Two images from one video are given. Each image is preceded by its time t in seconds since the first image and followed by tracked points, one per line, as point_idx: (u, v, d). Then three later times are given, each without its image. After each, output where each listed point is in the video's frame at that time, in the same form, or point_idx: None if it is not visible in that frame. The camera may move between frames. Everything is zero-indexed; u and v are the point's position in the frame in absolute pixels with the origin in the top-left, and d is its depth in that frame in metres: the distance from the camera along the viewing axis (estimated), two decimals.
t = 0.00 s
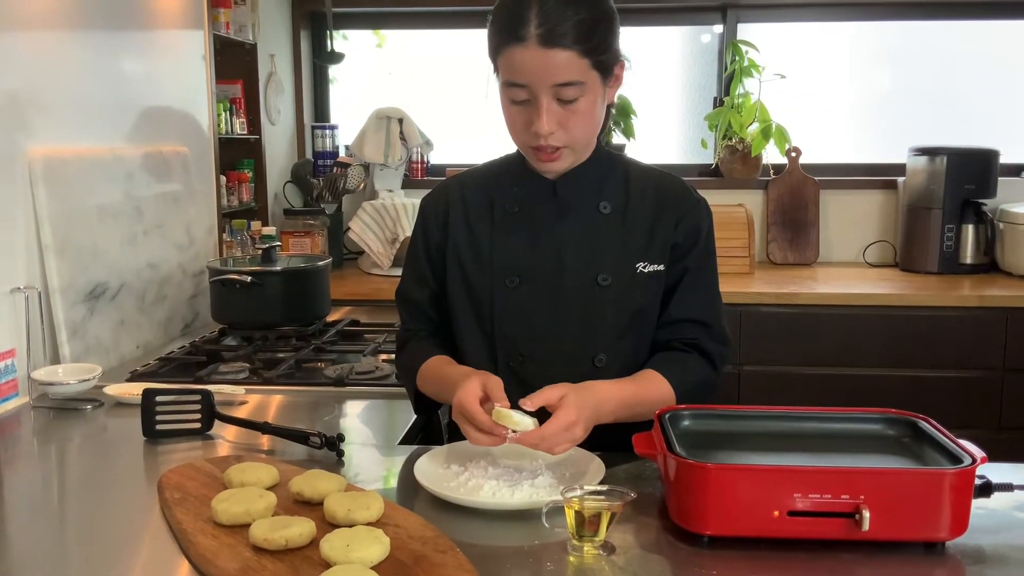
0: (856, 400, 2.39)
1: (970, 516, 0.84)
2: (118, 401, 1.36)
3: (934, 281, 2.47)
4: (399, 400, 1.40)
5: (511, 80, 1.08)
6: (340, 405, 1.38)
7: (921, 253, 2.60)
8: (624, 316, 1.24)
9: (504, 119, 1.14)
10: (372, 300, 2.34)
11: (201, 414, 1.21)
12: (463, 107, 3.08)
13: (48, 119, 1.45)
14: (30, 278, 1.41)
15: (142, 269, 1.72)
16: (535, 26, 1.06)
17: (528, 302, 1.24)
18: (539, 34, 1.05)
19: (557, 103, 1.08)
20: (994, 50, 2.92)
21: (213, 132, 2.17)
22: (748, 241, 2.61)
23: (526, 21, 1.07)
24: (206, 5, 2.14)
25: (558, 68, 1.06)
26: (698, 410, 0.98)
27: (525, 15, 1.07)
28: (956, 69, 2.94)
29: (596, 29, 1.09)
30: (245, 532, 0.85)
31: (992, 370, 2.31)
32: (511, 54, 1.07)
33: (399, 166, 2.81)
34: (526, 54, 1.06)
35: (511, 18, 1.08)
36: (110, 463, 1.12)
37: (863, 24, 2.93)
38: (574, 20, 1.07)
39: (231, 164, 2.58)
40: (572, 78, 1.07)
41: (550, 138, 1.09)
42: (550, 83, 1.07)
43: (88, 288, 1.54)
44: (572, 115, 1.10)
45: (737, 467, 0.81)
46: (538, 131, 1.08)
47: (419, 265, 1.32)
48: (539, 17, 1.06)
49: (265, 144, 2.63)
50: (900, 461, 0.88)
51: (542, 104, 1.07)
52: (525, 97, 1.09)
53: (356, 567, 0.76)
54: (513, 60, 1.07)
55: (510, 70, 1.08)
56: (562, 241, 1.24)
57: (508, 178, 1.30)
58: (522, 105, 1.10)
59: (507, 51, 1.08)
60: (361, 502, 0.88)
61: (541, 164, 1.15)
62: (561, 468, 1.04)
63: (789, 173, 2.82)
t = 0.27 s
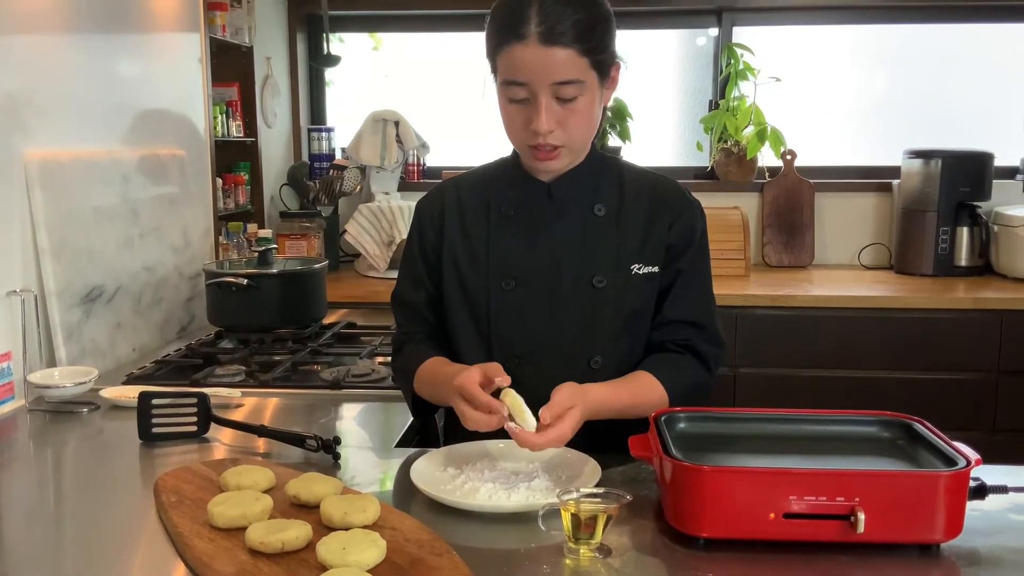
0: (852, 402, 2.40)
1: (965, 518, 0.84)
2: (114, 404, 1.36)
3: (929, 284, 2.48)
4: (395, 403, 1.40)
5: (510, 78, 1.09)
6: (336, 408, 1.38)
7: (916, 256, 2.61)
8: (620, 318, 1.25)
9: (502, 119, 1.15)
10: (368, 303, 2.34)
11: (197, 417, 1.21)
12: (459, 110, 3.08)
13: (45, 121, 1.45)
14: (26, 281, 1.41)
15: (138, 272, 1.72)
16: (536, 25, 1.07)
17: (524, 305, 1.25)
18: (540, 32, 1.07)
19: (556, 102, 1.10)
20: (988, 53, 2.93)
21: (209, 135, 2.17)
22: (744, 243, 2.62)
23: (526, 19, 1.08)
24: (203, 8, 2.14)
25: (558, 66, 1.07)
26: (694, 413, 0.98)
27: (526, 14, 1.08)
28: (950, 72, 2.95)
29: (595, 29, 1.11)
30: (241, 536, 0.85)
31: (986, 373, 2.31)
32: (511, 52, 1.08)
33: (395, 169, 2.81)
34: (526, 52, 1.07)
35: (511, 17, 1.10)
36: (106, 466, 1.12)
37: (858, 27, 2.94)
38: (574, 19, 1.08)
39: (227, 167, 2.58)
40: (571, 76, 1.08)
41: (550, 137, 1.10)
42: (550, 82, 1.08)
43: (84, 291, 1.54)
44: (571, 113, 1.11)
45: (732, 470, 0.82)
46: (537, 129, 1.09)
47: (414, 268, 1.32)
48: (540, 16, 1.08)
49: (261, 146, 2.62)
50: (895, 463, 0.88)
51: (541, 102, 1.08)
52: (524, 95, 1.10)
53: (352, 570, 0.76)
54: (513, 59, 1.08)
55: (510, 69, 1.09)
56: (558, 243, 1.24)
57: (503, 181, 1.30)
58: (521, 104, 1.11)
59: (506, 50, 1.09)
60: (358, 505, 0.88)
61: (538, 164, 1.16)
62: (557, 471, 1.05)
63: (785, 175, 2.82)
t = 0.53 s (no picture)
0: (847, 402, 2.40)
1: (958, 518, 0.85)
2: (108, 407, 1.35)
3: (923, 284, 2.49)
4: (389, 404, 1.41)
5: (511, 75, 1.10)
6: (331, 409, 1.38)
7: (909, 256, 2.62)
8: (612, 317, 1.25)
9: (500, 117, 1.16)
10: (362, 305, 2.34)
11: (191, 419, 1.20)
12: (454, 111, 3.08)
13: (39, 124, 1.45)
14: (19, 283, 1.41)
15: (131, 274, 1.72)
16: (537, 20, 1.08)
17: (518, 306, 1.25)
18: (541, 27, 1.08)
19: (556, 98, 1.10)
20: (981, 54, 2.94)
21: (203, 136, 2.17)
22: (738, 243, 2.63)
23: (527, 15, 1.09)
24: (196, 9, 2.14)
25: (559, 61, 1.08)
26: (688, 413, 0.98)
27: (526, 10, 1.09)
28: (943, 72, 2.96)
29: (595, 26, 1.12)
30: (235, 538, 0.85)
31: (981, 372, 2.32)
32: (511, 48, 1.09)
33: (390, 170, 2.80)
34: (527, 47, 1.08)
35: (511, 13, 1.11)
36: (100, 468, 1.12)
37: (851, 28, 2.95)
38: (573, 16, 1.10)
39: (222, 169, 2.57)
40: (571, 72, 1.09)
41: (549, 133, 1.11)
42: (550, 78, 1.09)
43: (78, 293, 1.53)
44: (570, 110, 1.12)
45: (727, 470, 0.82)
46: (537, 125, 1.09)
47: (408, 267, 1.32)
48: (540, 12, 1.09)
49: (256, 148, 2.62)
50: (888, 462, 0.89)
51: (541, 98, 1.09)
52: (524, 91, 1.11)
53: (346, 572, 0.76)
54: (513, 54, 1.09)
55: (510, 65, 1.10)
56: (552, 244, 1.25)
57: (497, 181, 1.30)
58: (520, 100, 1.11)
59: (506, 45, 1.10)
60: (352, 506, 0.88)
61: (536, 163, 1.16)
62: (551, 472, 1.05)
63: (780, 175, 2.83)
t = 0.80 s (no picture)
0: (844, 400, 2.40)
1: (954, 514, 0.85)
2: (105, 408, 1.35)
3: (919, 281, 2.49)
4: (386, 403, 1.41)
5: (509, 71, 1.10)
6: (329, 409, 1.38)
7: (906, 253, 2.62)
8: (610, 315, 1.25)
9: (498, 114, 1.16)
10: (360, 304, 2.34)
11: (188, 419, 1.20)
12: (450, 110, 3.08)
13: (34, 125, 1.44)
14: (15, 284, 1.40)
15: (128, 275, 1.71)
16: (536, 17, 1.08)
17: (516, 304, 1.25)
18: (540, 24, 1.08)
19: (554, 96, 1.11)
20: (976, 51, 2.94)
21: (199, 136, 2.16)
22: (735, 241, 2.63)
23: (526, 12, 1.09)
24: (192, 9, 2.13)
25: (557, 58, 1.08)
26: (685, 411, 0.98)
27: (526, 7, 1.09)
28: (939, 70, 2.96)
29: (593, 24, 1.12)
30: (232, 538, 0.85)
31: (977, 369, 2.32)
32: (510, 44, 1.09)
33: (387, 169, 2.80)
34: (526, 43, 1.08)
35: (511, 10, 1.11)
36: (97, 469, 1.12)
37: (846, 26, 2.95)
38: (573, 13, 1.10)
39: (218, 169, 2.57)
40: (569, 70, 1.09)
41: (547, 130, 1.11)
42: (549, 75, 1.09)
43: (74, 294, 1.53)
44: (568, 108, 1.12)
45: (724, 468, 0.82)
46: (535, 122, 1.10)
47: (405, 264, 1.31)
48: (539, 9, 1.09)
49: (252, 148, 2.62)
50: (885, 459, 0.89)
51: (540, 95, 1.09)
52: (522, 88, 1.11)
53: (344, 572, 0.76)
54: (512, 51, 1.09)
55: (509, 61, 1.10)
56: (549, 242, 1.25)
57: (495, 179, 1.30)
58: (518, 97, 1.11)
59: (505, 42, 1.10)
60: (349, 506, 0.88)
61: (534, 160, 1.16)
62: (548, 471, 1.05)
63: (776, 173, 2.83)
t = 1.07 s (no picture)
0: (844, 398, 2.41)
1: (952, 512, 0.85)
2: (104, 409, 1.35)
3: (918, 279, 2.49)
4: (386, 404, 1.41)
5: (516, 68, 1.10)
6: (328, 410, 1.38)
7: (905, 251, 2.62)
8: (610, 316, 1.25)
9: (503, 111, 1.16)
10: (359, 305, 2.34)
11: (187, 420, 1.20)
12: (449, 110, 3.08)
13: (31, 127, 1.44)
14: (14, 286, 1.40)
15: (127, 276, 1.71)
16: (543, 13, 1.08)
17: (516, 304, 1.25)
18: (547, 21, 1.08)
19: (560, 93, 1.11)
20: (974, 49, 2.94)
21: (198, 138, 2.16)
22: (733, 240, 2.63)
23: (533, 9, 1.09)
24: (189, 10, 2.13)
25: (564, 56, 1.09)
26: (684, 410, 0.99)
27: (533, 4, 1.10)
28: (937, 68, 2.96)
29: (600, 22, 1.12)
30: (231, 539, 0.85)
31: (977, 367, 2.32)
32: (516, 41, 1.09)
33: (386, 170, 2.80)
34: (533, 40, 1.08)
35: (518, 6, 1.11)
36: (97, 471, 1.12)
37: (844, 24, 2.95)
38: (579, 10, 1.10)
39: (217, 170, 2.57)
40: (576, 67, 1.10)
41: (553, 128, 1.11)
42: (555, 72, 1.09)
43: (73, 296, 1.53)
44: (574, 106, 1.12)
45: (722, 467, 0.82)
46: (541, 119, 1.10)
47: (403, 262, 1.31)
48: (547, 6, 1.09)
49: (250, 149, 2.62)
50: (883, 458, 0.89)
51: (546, 93, 1.10)
52: (528, 86, 1.11)
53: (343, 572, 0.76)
54: (519, 48, 1.09)
55: (515, 58, 1.10)
56: (550, 243, 1.25)
57: (498, 179, 1.30)
58: (524, 94, 1.12)
59: (512, 38, 1.10)
60: (348, 507, 0.88)
61: (538, 159, 1.17)
62: (547, 470, 1.05)
63: (775, 172, 2.83)
